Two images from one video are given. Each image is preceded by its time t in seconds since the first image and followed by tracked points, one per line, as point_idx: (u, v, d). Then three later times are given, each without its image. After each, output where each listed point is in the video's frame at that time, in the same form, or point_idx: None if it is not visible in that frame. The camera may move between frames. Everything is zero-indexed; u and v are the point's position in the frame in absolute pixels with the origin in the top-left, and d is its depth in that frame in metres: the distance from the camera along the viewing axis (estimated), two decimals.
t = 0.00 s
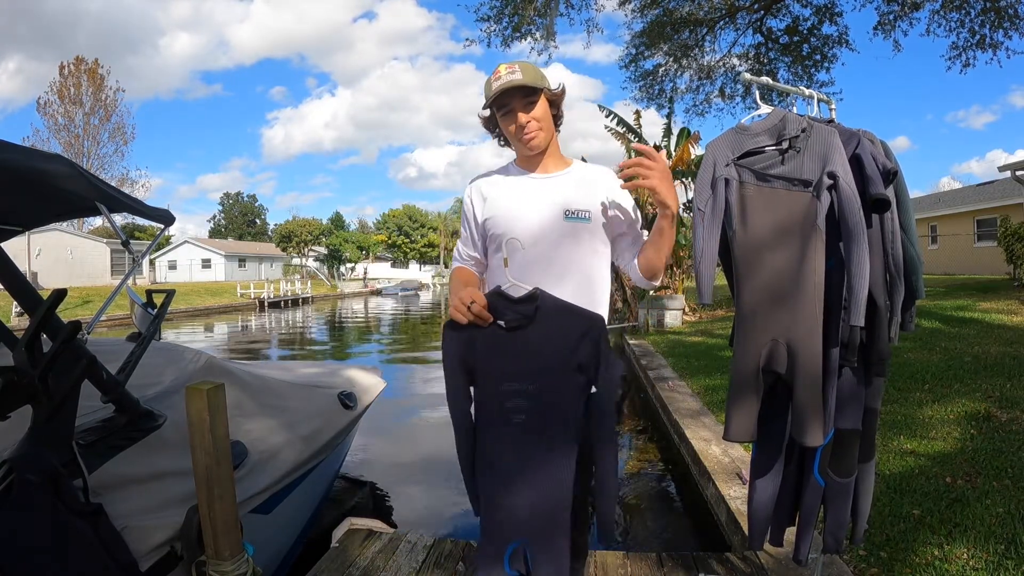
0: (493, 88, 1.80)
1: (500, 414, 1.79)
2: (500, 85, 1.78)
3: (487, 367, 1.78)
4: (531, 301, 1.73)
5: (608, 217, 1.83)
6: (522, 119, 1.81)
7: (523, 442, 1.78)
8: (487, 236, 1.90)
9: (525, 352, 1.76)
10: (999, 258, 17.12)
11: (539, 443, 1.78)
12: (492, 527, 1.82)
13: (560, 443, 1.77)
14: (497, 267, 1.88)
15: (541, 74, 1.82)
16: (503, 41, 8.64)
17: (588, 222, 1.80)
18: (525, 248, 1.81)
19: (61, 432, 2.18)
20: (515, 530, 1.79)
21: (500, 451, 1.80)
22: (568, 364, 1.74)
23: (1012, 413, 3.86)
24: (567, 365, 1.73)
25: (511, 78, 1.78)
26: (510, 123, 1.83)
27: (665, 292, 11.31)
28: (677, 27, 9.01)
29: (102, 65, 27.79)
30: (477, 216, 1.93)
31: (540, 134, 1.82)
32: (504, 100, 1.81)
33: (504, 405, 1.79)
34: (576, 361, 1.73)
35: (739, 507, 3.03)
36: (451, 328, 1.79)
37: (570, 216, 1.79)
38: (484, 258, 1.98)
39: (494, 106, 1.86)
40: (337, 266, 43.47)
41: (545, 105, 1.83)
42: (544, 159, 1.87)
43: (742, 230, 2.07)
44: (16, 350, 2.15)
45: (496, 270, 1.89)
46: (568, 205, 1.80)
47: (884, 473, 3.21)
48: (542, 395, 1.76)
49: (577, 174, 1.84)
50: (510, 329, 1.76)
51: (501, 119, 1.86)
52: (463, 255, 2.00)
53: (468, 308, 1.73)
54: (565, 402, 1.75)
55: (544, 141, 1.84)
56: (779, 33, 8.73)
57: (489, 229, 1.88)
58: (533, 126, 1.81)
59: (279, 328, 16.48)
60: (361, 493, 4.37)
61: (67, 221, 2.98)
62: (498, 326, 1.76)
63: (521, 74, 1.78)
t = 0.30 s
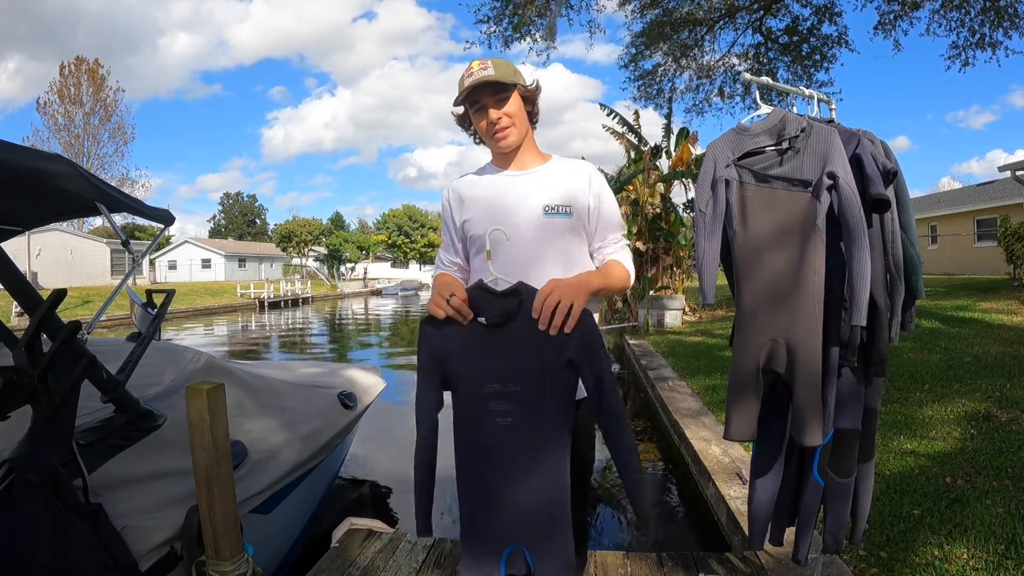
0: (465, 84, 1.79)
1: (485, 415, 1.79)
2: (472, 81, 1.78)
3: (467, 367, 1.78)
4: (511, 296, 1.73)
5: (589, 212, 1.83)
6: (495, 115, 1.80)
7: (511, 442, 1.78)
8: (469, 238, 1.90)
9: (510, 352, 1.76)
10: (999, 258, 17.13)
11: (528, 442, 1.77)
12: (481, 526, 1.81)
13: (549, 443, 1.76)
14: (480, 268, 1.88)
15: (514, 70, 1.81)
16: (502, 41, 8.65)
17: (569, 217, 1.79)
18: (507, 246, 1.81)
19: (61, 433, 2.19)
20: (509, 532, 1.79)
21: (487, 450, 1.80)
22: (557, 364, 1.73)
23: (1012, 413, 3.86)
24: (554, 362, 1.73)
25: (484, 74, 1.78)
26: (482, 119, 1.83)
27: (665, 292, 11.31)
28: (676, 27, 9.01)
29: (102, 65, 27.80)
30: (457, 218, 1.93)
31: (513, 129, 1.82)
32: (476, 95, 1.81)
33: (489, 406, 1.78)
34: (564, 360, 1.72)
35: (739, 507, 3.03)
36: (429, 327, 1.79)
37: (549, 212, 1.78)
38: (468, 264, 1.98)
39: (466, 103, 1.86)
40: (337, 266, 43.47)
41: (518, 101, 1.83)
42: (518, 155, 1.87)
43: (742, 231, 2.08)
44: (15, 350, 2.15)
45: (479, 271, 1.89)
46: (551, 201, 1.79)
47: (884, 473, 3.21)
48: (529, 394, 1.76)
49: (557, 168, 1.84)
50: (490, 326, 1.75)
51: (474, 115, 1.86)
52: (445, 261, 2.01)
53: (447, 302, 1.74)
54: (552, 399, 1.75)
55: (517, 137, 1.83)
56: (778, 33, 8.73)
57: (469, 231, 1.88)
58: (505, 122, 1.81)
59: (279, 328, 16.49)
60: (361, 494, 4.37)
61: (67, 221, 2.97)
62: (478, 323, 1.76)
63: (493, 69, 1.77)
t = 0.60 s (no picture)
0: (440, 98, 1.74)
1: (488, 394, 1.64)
2: (448, 96, 1.72)
3: (473, 337, 1.61)
4: (541, 262, 1.61)
5: (573, 216, 1.86)
6: (474, 130, 1.78)
7: (517, 426, 1.63)
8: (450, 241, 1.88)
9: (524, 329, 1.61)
10: (999, 257, 17.15)
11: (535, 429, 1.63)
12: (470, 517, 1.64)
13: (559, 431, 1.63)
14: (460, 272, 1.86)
15: (491, 78, 1.73)
16: (502, 41, 8.65)
17: (554, 219, 1.81)
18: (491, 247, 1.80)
19: (62, 433, 2.19)
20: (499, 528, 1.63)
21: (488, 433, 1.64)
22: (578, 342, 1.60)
23: (1012, 413, 3.86)
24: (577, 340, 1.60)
25: (460, 90, 1.72)
26: (463, 132, 1.80)
27: (665, 292, 11.32)
28: (676, 26, 9.01)
29: (102, 64, 27.80)
30: (438, 219, 1.92)
31: (495, 139, 1.80)
32: (454, 108, 1.76)
33: (493, 383, 1.63)
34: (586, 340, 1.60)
35: (739, 507, 3.03)
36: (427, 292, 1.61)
37: (534, 214, 1.80)
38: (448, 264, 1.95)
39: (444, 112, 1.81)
40: (337, 266, 43.47)
41: (497, 111, 1.78)
42: (502, 162, 1.88)
43: (741, 231, 2.08)
44: (16, 350, 2.15)
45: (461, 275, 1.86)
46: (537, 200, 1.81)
47: (884, 473, 3.21)
48: (543, 372, 1.62)
49: (539, 170, 1.87)
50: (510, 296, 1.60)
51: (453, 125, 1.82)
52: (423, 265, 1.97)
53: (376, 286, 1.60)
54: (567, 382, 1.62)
55: (499, 148, 1.82)
56: (778, 33, 8.73)
57: (449, 231, 1.87)
58: (486, 137, 1.79)
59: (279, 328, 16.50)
60: (361, 493, 4.37)
61: (67, 221, 2.97)
62: (496, 293, 1.61)
63: (470, 79, 1.72)
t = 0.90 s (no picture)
0: (453, 76, 1.79)
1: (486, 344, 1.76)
2: (462, 75, 1.77)
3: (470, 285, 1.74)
4: (543, 213, 1.69)
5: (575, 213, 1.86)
6: (482, 112, 1.82)
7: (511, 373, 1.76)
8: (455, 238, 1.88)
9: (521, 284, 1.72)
10: (999, 258, 17.14)
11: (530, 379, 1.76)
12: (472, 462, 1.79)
13: (546, 385, 1.76)
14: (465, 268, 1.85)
15: (504, 68, 1.82)
16: (502, 41, 8.65)
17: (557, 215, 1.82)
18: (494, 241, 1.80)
19: (62, 433, 2.19)
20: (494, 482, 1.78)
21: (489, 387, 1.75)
22: (567, 295, 1.71)
23: (1012, 413, 3.86)
24: (567, 295, 1.71)
25: (474, 70, 1.78)
26: (469, 113, 1.84)
27: (665, 292, 11.32)
28: (676, 26, 9.01)
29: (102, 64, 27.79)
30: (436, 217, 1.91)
31: (499, 127, 1.84)
32: (464, 90, 1.81)
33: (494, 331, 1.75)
34: (576, 294, 1.70)
35: (739, 507, 3.03)
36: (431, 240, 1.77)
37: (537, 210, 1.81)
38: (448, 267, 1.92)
39: (451, 95, 1.85)
40: (337, 266, 43.45)
41: (505, 101, 1.85)
42: (502, 154, 1.90)
43: (740, 231, 2.08)
44: (15, 350, 2.15)
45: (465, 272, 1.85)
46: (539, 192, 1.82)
47: (884, 473, 3.21)
48: (531, 323, 1.73)
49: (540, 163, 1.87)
50: (507, 242, 1.71)
51: (458, 109, 1.86)
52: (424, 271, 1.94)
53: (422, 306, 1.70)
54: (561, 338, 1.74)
55: (503, 137, 1.85)
56: (778, 33, 8.74)
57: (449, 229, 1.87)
58: (492, 121, 1.83)
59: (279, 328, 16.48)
60: (361, 494, 4.37)
61: (67, 221, 2.97)
62: (495, 237, 1.72)
63: (484, 64, 1.78)
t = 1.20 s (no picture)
0: (469, 66, 1.79)
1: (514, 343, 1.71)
2: (479, 64, 1.77)
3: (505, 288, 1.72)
4: (558, 217, 1.66)
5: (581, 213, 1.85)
6: (495, 103, 1.81)
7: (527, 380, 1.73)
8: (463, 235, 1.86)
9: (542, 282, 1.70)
10: (998, 258, 17.15)
11: (548, 384, 1.71)
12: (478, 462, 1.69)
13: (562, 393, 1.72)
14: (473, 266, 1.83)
15: (521, 64, 1.82)
16: (502, 40, 8.65)
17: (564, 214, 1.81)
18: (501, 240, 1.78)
19: (62, 433, 2.18)
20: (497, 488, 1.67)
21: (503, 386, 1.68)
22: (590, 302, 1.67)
23: (1012, 413, 3.86)
24: (589, 298, 1.67)
25: (492, 60, 1.77)
26: (480, 104, 1.82)
27: (665, 292, 11.32)
28: (676, 25, 9.01)
29: (102, 64, 27.80)
30: (443, 216, 1.91)
31: (509, 122, 1.83)
32: (478, 80, 1.81)
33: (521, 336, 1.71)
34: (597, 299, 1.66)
35: (739, 507, 3.03)
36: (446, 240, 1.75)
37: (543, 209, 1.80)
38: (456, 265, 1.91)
39: (464, 85, 1.84)
40: (337, 266, 43.45)
41: (519, 96, 1.84)
42: (510, 150, 1.89)
43: (742, 231, 2.07)
44: (15, 350, 2.14)
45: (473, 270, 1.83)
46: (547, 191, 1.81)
47: (884, 473, 3.21)
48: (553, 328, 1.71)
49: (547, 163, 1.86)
50: (527, 247, 1.70)
51: (470, 100, 1.85)
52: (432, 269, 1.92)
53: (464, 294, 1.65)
54: (580, 345, 1.71)
55: (512, 131, 1.84)
56: (777, 32, 8.74)
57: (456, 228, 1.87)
58: (503, 114, 1.82)
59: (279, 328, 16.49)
60: (361, 494, 4.37)
61: (67, 221, 2.97)
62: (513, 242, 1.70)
63: (502, 57, 1.78)
